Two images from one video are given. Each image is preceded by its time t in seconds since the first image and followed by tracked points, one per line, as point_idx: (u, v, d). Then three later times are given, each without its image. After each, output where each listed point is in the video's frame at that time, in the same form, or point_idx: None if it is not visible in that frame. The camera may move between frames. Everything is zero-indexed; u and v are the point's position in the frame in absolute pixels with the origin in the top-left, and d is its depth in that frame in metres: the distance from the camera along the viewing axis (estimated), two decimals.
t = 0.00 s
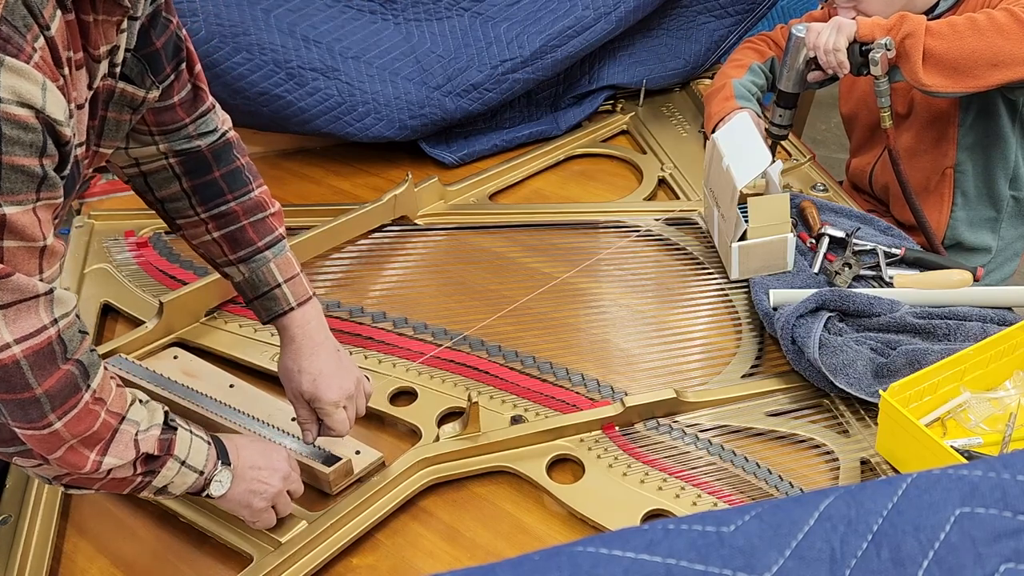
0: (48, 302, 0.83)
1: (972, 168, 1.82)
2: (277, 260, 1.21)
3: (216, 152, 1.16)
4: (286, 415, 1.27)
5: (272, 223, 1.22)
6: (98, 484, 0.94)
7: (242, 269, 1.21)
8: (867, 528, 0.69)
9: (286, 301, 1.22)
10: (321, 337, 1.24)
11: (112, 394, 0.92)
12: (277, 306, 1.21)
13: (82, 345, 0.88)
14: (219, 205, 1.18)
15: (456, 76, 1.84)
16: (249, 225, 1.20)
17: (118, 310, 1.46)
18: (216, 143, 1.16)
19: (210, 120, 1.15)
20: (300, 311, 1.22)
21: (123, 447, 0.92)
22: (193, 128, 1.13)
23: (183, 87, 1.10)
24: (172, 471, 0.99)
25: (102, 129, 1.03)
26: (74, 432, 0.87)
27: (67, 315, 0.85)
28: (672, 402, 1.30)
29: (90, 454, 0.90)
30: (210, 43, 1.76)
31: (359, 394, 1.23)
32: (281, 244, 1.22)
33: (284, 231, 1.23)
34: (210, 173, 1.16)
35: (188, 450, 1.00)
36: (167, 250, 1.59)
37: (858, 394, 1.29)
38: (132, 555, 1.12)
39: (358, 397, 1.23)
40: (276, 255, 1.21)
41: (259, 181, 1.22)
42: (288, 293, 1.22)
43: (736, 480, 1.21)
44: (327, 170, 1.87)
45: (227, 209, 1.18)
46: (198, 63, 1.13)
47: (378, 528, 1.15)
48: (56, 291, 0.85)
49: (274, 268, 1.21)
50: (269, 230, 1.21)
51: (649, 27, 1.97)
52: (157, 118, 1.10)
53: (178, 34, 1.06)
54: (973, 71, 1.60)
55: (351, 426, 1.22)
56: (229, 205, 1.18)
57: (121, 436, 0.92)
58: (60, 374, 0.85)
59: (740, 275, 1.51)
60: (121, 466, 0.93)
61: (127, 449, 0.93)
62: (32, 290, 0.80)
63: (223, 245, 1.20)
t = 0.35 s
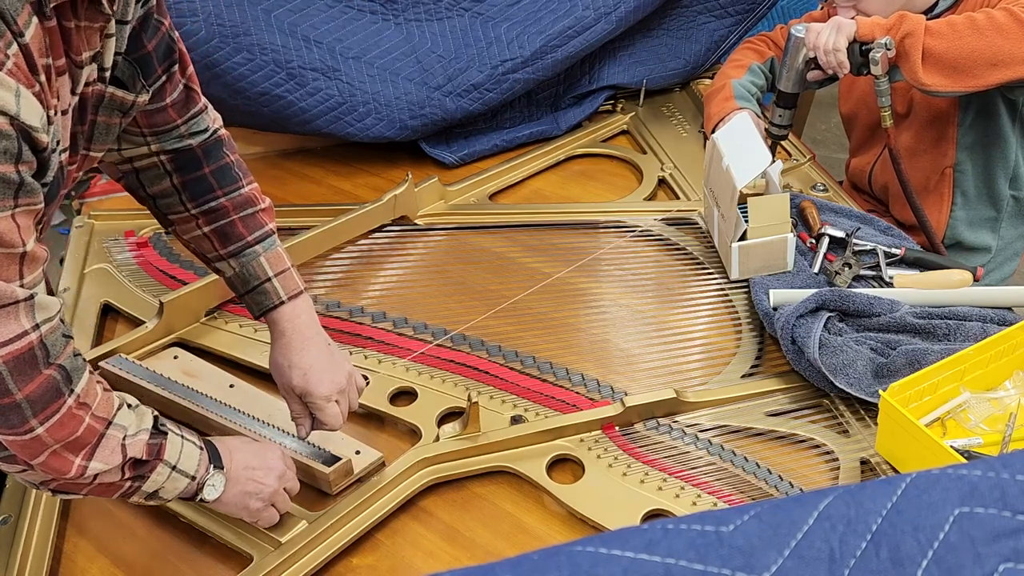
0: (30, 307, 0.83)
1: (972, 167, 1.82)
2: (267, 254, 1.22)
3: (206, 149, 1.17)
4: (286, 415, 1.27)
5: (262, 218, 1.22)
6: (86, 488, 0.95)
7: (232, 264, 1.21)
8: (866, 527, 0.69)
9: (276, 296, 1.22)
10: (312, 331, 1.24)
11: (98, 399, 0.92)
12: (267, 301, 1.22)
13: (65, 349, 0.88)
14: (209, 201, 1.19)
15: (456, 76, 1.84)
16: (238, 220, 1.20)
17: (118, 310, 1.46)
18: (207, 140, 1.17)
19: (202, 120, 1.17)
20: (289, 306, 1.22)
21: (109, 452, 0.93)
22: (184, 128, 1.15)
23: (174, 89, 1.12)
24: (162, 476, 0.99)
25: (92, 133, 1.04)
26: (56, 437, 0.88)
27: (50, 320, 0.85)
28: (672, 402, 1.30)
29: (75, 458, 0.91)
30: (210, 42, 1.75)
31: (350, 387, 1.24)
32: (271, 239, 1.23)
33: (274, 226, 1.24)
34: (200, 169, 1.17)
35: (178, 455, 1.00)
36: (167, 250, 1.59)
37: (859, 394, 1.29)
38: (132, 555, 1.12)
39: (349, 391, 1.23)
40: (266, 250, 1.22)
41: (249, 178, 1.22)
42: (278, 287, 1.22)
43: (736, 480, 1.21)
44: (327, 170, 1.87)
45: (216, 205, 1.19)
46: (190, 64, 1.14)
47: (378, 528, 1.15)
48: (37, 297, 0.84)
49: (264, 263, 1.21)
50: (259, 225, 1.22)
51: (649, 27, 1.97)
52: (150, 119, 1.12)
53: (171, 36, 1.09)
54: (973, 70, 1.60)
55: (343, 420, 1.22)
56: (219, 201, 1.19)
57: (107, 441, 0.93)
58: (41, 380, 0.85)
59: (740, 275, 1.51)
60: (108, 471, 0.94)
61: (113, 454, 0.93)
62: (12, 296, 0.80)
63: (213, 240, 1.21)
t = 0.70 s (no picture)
0: (13, 367, 0.82)
1: (973, 165, 1.82)
2: (309, 253, 1.25)
3: (258, 149, 1.21)
4: (286, 415, 1.27)
5: (310, 216, 1.25)
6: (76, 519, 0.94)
7: (278, 259, 1.25)
8: (866, 528, 0.69)
9: (316, 294, 1.25)
10: (348, 332, 1.26)
11: (79, 442, 0.92)
12: (308, 298, 1.25)
13: (45, 404, 0.88)
14: (259, 199, 1.22)
15: (456, 76, 1.85)
16: (285, 218, 1.24)
17: (118, 310, 1.46)
18: (259, 141, 1.21)
19: (255, 122, 1.20)
20: (328, 304, 1.25)
21: (90, 489, 0.93)
22: (238, 131, 1.19)
23: (228, 96, 1.16)
24: (156, 496, 0.99)
25: (122, 164, 1.07)
26: (33, 487, 0.88)
27: (32, 377, 0.85)
28: (672, 402, 1.29)
29: (54, 500, 0.91)
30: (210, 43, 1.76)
31: (377, 392, 1.25)
32: (316, 237, 1.26)
33: (322, 223, 1.27)
34: (251, 168, 1.21)
35: (173, 474, 1.00)
36: (167, 251, 1.59)
37: (858, 395, 1.29)
38: (132, 555, 1.12)
39: (374, 396, 1.24)
40: (310, 248, 1.25)
41: (300, 175, 1.25)
42: (318, 286, 1.25)
43: (736, 480, 1.21)
44: (327, 170, 1.86)
45: (265, 204, 1.23)
46: (245, 69, 1.18)
47: (378, 528, 1.15)
48: (22, 356, 0.84)
49: (307, 261, 1.25)
50: (306, 223, 1.25)
51: (649, 27, 1.97)
52: (203, 126, 1.17)
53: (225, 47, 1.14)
54: (972, 63, 1.59)
55: (363, 422, 1.24)
56: (268, 200, 1.22)
57: (89, 479, 0.92)
58: (18, 438, 0.85)
59: (740, 275, 1.51)
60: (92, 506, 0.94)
61: (95, 490, 0.93)
62: None
63: (261, 236, 1.24)
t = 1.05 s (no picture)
0: (9, 381, 0.85)
1: (974, 164, 1.82)
2: (330, 270, 1.28)
3: (277, 168, 1.25)
4: (286, 415, 1.27)
5: (330, 233, 1.29)
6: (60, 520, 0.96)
7: (299, 276, 1.28)
8: (866, 528, 0.69)
9: (337, 311, 1.27)
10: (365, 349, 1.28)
11: (69, 449, 0.93)
12: (329, 315, 1.28)
13: (40, 414, 0.90)
14: (280, 217, 1.26)
15: (456, 77, 1.85)
16: (306, 235, 1.27)
17: (118, 310, 1.46)
18: (277, 160, 1.24)
19: (274, 141, 1.24)
20: (349, 320, 1.27)
21: (75, 494, 0.95)
22: (256, 150, 1.22)
23: (245, 115, 1.20)
24: (136, 500, 1.00)
25: (127, 184, 1.12)
26: (25, 493, 0.90)
27: (28, 389, 0.88)
28: (672, 402, 1.29)
29: (40, 502, 0.93)
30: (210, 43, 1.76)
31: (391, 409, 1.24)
32: (335, 254, 1.29)
33: (341, 240, 1.30)
34: (270, 187, 1.25)
35: (154, 478, 1.01)
36: (166, 251, 1.59)
37: (858, 395, 1.29)
38: (132, 554, 1.12)
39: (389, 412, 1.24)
40: (331, 265, 1.28)
41: (320, 193, 1.29)
42: (339, 303, 1.28)
43: (736, 480, 1.21)
44: (327, 169, 1.86)
45: (286, 222, 1.26)
46: (262, 92, 1.22)
47: (378, 528, 1.15)
48: (19, 368, 0.87)
49: (328, 278, 1.28)
50: (326, 240, 1.28)
51: (649, 27, 1.97)
52: (222, 146, 1.20)
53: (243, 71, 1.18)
54: (973, 62, 1.60)
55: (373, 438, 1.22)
56: (289, 218, 1.26)
57: (74, 484, 0.94)
58: (12, 447, 0.87)
59: (740, 275, 1.51)
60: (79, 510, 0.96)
61: (79, 495, 0.95)
62: None
63: (282, 253, 1.28)
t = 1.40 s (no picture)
0: None
1: (974, 164, 1.82)
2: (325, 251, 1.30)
3: (271, 154, 1.26)
4: (286, 416, 1.28)
5: (324, 216, 1.31)
6: None
7: (296, 259, 1.30)
8: (866, 528, 0.69)
9: (334, 291, 1.29)
10: (363, 331, 1.29)
11: None
12: (326, 296, 1.29)
13: None
14: (275, 201, 1.27)
15: (456, 77, 1.85)
16: (301, 218, 1.29)
17: (118, 310, 1.46)
18: (271, 146, 1.26)
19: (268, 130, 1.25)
20: (345, 301, 1.29)
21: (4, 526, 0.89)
22: (252, 141, 1.24)
23: (240, 108, 1.21)
24: (82, 531, 0.95)
25: (126, 183, 1.15)
26: None
27: None
28: (672, 402, 1.29)
29: None
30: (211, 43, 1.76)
31: (392, 392, 1.26)
32: (330, 237, 1.31)
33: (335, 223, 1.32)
34: (265, 173, 1.26)
35: (104, 512, 0.96)
36: (166, 251, 1.58)
37: (858, 394, 1.29)
38: (132, 554, 1.12)
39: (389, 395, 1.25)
40: (326, 246, 1.30)
41: (313, 177, 1.31)
42: (336, 283, 1.29)
43: (736, 480, 1.21)
44: (326, 169, 1.86)
45: (282, 205, 1.28)
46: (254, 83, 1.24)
47: (378, 528, 1.15)
48: None
49: (324, 259, 1.29)
50: (321, 222, 1.30)
51: (649, 27, 1.97)
52: (218, 138, 1.22)
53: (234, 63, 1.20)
54: (971, 62, 1.59)
55: (374, 422, 1.23)
56: (284, 202, 1.28)
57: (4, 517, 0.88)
58: None
59: (740, 275, 1.51)
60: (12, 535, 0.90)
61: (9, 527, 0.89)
62: None
63: (277, 237, 1.29)
